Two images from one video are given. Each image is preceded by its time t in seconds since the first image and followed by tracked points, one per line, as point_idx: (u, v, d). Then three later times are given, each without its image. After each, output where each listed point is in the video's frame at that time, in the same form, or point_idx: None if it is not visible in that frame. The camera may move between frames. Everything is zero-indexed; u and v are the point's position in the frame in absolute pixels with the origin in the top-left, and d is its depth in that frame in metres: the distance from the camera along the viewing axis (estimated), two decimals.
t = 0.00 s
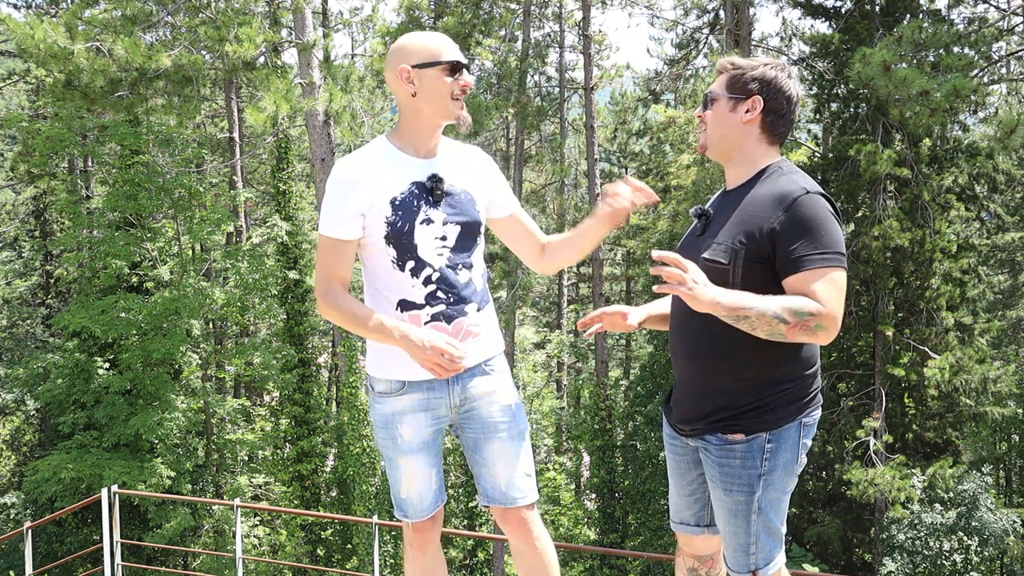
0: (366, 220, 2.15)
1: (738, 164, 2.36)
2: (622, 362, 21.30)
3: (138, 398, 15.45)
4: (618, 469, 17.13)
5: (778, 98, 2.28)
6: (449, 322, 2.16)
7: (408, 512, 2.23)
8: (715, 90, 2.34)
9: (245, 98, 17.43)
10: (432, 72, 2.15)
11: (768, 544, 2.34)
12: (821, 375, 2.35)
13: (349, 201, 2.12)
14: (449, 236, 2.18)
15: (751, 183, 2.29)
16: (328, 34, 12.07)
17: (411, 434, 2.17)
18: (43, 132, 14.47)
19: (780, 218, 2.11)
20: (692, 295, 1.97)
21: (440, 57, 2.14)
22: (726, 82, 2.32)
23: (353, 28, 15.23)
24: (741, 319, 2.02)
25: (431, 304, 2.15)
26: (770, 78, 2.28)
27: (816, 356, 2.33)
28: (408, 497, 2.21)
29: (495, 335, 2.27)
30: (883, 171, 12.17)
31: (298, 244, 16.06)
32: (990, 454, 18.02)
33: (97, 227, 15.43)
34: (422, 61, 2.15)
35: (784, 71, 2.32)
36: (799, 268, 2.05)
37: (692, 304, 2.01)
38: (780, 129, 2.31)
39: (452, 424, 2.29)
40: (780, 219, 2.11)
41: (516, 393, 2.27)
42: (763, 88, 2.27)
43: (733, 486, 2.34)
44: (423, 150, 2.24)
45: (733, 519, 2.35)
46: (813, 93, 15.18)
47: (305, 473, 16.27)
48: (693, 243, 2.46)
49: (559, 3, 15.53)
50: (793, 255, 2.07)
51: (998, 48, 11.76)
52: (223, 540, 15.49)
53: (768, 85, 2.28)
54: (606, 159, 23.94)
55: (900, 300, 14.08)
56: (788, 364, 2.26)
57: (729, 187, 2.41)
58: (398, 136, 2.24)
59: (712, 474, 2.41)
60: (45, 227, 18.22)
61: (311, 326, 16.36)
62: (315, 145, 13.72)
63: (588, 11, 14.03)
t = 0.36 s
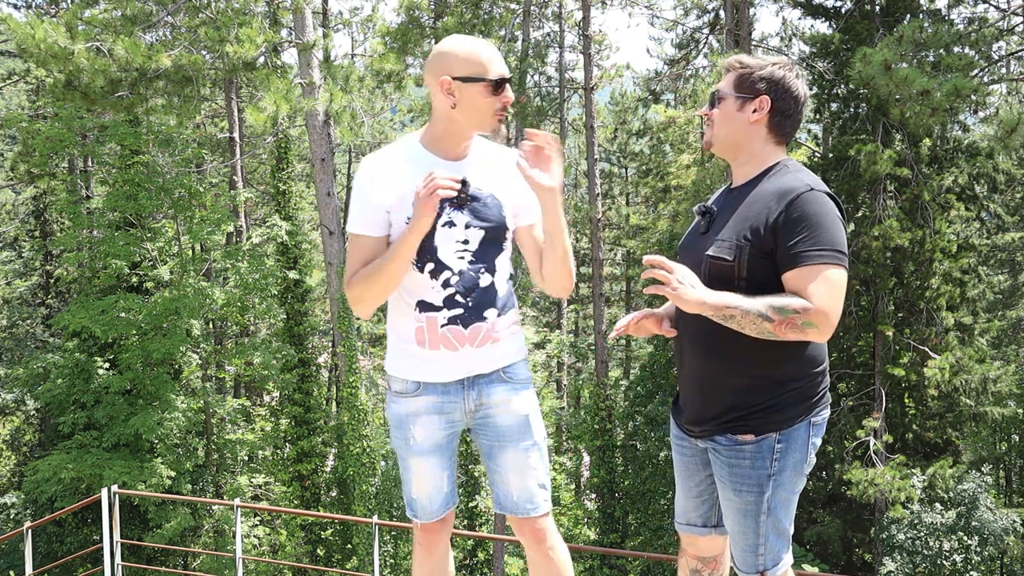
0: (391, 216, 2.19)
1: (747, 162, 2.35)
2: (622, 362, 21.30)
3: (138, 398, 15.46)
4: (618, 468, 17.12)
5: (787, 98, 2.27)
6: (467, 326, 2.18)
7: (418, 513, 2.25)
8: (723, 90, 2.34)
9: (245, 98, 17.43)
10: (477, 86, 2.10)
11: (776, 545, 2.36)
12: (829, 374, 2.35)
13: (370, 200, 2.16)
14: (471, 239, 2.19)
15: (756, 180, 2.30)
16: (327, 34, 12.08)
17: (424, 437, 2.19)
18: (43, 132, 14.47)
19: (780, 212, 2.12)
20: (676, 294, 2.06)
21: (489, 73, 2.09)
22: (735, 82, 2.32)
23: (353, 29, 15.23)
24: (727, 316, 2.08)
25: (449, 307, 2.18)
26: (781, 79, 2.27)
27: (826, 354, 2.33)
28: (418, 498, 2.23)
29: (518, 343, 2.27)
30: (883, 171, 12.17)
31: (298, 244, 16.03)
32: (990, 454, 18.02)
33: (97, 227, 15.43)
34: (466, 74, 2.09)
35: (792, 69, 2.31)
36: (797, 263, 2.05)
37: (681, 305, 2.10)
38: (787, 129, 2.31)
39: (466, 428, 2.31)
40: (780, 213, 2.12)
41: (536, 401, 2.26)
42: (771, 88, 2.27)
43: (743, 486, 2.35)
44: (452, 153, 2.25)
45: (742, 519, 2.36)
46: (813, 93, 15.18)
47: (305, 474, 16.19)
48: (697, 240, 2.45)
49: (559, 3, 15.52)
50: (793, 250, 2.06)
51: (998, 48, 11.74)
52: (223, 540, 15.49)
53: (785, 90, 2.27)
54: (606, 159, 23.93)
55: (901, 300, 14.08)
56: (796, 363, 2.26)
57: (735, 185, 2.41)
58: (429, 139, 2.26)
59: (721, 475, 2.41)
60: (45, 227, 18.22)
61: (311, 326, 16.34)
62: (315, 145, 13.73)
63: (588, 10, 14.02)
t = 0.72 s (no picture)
0: (443, 214, 2.32)
1: (753, 159, 2.42)
2: (622, 361, 21.30)
3: (138, 398, 15.46)
4: (618, 468, 17.12)
5: (797, 95, 2.37)
6: (509, 331, 2.27)
7: (448, 511, 2.37)
8: (733, 87, 2.41)
9: (245, 98, 17.42)
10: (503, 69, 2.21)
11: (780, 541, 2.36)
12: (825, 374, 2.38)
13: (427, 196, 2.30)
14: (521, 243, 2.28)
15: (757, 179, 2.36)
16: (327, 34, 12.08)
17: (460, 437, 2.32)
18: (43, 132, 14.47)
19: (787, 207, 2.20)
20: (783, 312, 1.87)
21: (508, 51, 2.20)
22: (744, 79, 2.39)
23: (352, 28, 15.23)
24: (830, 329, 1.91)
25: (492, 310, 2.27)
26: (791, 78, 2.36)
27: (821, 353, 2.36)
28: (449, 497, 2.35)
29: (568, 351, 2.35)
30: (883, 171, 12.18)
31: (298, 244, 15.97)
32: (990, 454, 18.02)
33: (97, 227, 15.43)
34: (495, 56, 2.22)
35: (798, 69, 2.41)
36: (820, 259, 2.11)
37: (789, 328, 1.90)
38: (795, 126, 2.40)
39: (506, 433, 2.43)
40: (784, 207, 2.21)
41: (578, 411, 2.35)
42: (784, 85, 2.35)
43: (745, 488, 2.35)
44: (508, 152, 2.33)
45: (745, 519, 2.36)
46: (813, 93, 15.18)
47: (305, 473, 16.04)
48: (701, 236, 2.52)
49: (559, 3, 15.49)
50: (818, 248, 2.12)
51: (998, 48, 11.74)
52: (223, 540, 15.48)
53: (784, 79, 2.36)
54: (606, 158, 23.93)
55: (901, 300, 14.09)
56: (796, 363, 2.27)
57: (737, 182, 2.49)
58: (487, 138, 2.36)
59: (722, 476, 2.42)
60: (45, 227, 18.22)
61: (311, 326, 16.30)
62: (315, 145, 13.74)
63: (587, 10, 14.00)
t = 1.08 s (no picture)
0: (483, 208, 2.42)
1: (757, 160, 2.44)
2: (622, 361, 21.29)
3: (138, 398, 15.46)
4: (618, 469, 17.10)
5: (798, 97, 2.37)
6: (537, 327, 2.32)
7: (461, 509, 2.35)
8: (734, 89, 2.42)
9: (245, 98, 17.42)
10: (537, 63, 2.29)
11: (777, 541, 2.36)
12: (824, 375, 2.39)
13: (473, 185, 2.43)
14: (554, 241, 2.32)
15: (764, 180, 2.39)
16: (327, 35, 12.10)
17: (486, 430, 2.33)
18: (43, 132, 14.46)
19: (794, 214, 2.24)
20: (801, 307, 1.91)
21: (540, 46, 2.29)
22: (746, 81, 2.39)
23: (353, 28, 15.23)
24: (834, 327, 2.02)
25: (522, 304, 2.33)
26: (792, 74, 2.37)
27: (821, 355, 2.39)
28: (465, 493, 2.34)
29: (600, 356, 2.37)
30: (883, 171, 12.17)
31: (298, 244, 15.96)
32: (989, 454, 18.04)
33: (97, 227, 15.44)
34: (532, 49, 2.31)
35: (802, 70, 2.41)
36: (832, 264, 2.18)
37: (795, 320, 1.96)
38: (797, 128, 2.41)
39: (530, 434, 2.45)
40: (793, 215, 2.24)
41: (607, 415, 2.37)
42: (784, 88, 2.36)
43: (745, 487, 2.35)
44: (548, 148, 2.41)
45: (744, 520, 2.36)
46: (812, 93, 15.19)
47: (305, 474, 16.03)
48: (706, 234, 2.53)
49: (559, 2, 15.48)
50: (828, 254, 2.18)
51: (998, 48, 11.72)
52: (223, 540, 15.49)
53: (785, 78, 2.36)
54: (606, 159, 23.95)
55: (901, 300, 14.09)
56: (797, 364, 2.29)
57: (742, 182, 2.51)
58: (531, 137, 2.45)
59: (721, 476, 2.41)
60: (45, 227, 18.22)
61: (311, 326, 16.29)
62: (315, 145, 13.74)
63: (587, 10, 13.98)
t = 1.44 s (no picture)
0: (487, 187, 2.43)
1: (754, 156, 2.45)
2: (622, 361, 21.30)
3: (138, 398, 15.46)
4: (618, 468, 17.09)
5: (795, 97, 2.36)
6: (540, 307, 2.32)
7: (471, 510, 2.37)
8: (732, 86, 2.41)
9: (245, 98, 17.41)
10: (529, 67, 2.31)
11: (783, 540, 2.37)
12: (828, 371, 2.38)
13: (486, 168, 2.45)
14: (557, 226, 2.34)
15: (760, 175, 2.39)
16: (327, 35, 12.10)
17: (489, 433, 2.34)
18: (43, 132, 14.47)
19: (787, 208, 2.25)
20: (803, 288, 1.92)
21: (531, 43, 2.31)
22: (743, 78, 2.39)
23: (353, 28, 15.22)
24: (834, 313, 2.01)
25: (527, 284, 2.33)
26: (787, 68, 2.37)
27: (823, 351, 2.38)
28: (474, 494, 2.36)
29: (601, 347, 2.38)
30: (883, 171, 12.18)
31: (298, 244, 15.93)
32: (989, 453, 18.04)
33: (97, 227, 15.43)
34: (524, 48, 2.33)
35: (800, 69, 2.40)
36: (825, 258, 2.18)
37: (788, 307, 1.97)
38: (794, 127, 2.41)
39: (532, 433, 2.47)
40: (786, 210, 2.25)
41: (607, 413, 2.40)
42: (780, 87, 2.35)
43: (750, 486, 2.36)
44: (548, 144, 2.44)
45: (750, 518, 2.36)
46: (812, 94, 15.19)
47: (305, 474, 16.02)
48: (700, 234, 2.54)
49: (559, 2, 15.47)
50: (821, 248, 2.18)
51: (998, 48, 11.72)
52: (223, 540, 15.49)
53: (787, 74, 2.36)
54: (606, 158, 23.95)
55: (901, 300, 14.09)
56: (799, 360, 2.28)
57: (739, 179, 2.51)
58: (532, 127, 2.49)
59: (727, 476, 2.42)
60: (45, 226, 18.21)
61: (311, 326, 16.29)
62: (315, 145, 13.74)
63: (587, 10, 13.97)
